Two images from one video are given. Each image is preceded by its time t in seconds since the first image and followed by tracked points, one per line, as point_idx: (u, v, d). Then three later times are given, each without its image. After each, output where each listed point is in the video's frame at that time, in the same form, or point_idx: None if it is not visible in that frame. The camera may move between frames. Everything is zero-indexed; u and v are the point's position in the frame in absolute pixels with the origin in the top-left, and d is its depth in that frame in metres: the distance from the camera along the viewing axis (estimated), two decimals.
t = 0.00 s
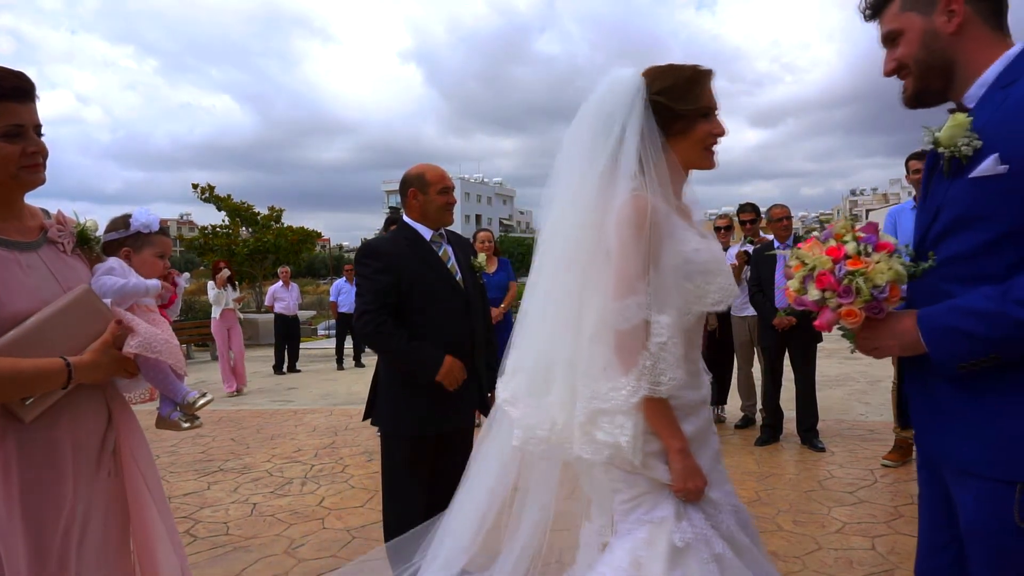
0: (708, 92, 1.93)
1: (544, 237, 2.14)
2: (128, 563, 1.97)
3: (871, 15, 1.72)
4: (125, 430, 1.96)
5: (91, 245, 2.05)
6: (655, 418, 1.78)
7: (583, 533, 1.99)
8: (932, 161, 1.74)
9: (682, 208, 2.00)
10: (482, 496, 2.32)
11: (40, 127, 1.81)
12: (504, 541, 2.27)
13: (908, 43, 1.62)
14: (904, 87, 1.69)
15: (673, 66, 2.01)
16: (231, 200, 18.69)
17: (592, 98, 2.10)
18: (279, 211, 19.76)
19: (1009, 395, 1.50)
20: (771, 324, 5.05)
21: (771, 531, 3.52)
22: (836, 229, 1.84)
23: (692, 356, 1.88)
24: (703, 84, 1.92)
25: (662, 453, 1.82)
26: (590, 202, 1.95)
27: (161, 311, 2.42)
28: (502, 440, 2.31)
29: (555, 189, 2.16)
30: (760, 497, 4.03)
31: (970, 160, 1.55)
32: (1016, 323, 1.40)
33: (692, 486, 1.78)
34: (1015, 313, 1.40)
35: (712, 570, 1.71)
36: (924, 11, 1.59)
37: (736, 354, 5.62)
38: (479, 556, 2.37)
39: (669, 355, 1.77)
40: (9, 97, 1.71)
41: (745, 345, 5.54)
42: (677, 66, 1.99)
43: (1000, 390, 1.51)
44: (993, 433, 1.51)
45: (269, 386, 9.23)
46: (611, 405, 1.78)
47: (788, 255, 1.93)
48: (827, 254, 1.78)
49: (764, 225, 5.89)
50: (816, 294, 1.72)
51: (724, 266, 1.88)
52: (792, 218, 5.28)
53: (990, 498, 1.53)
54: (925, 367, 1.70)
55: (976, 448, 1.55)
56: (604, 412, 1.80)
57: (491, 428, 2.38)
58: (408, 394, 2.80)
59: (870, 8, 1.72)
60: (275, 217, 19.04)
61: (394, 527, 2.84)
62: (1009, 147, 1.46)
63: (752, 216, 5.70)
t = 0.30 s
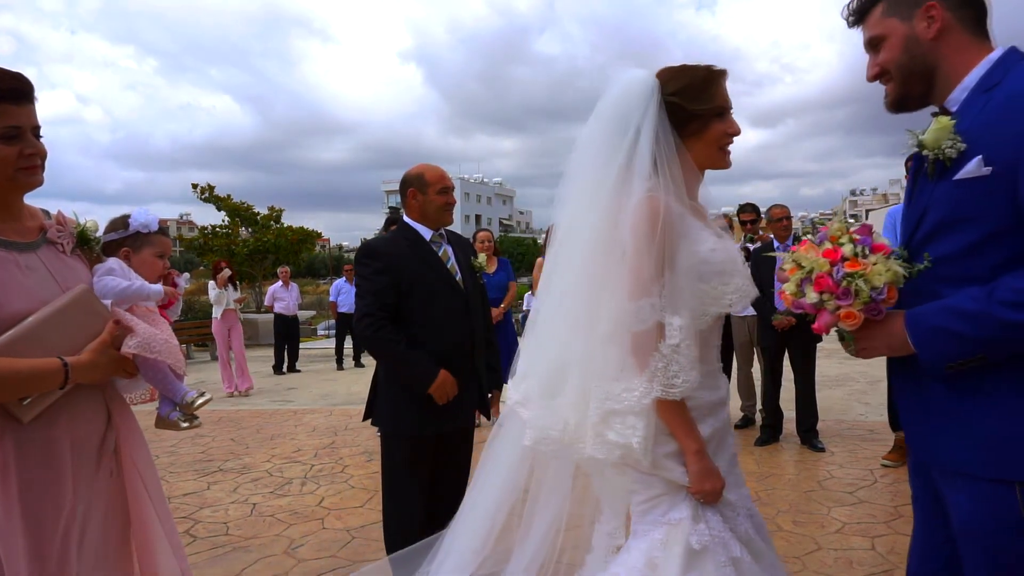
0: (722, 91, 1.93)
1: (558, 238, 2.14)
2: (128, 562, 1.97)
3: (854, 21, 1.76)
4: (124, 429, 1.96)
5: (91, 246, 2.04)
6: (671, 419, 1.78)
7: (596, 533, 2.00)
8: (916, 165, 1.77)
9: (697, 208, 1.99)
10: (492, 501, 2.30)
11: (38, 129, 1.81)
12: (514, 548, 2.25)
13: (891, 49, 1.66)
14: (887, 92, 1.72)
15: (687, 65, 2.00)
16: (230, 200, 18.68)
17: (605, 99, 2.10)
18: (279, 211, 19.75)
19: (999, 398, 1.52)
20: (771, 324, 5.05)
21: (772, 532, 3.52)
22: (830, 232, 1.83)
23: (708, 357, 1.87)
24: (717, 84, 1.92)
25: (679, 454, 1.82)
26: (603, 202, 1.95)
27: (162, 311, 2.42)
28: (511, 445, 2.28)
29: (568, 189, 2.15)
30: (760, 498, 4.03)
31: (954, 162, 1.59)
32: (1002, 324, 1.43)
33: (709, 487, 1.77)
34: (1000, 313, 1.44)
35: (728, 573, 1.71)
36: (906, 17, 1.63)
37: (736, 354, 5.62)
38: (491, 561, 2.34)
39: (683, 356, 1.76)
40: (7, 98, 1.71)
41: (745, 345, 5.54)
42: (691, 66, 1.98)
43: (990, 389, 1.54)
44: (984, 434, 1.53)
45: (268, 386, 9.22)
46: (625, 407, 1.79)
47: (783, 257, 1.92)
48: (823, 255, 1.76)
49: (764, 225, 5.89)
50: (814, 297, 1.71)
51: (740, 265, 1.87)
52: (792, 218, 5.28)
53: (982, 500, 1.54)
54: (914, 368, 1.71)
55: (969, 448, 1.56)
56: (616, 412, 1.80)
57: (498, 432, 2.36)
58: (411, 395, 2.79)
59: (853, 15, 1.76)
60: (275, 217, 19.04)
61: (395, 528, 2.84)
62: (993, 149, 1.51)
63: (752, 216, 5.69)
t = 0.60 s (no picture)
0: (735, 89, 1.92)
1: (568, 238, 2.13)
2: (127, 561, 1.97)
3: (835, 31, 1.80)
4: (123, 428, 1.96)
5: (92, 246, 2.04)
6: (687, 418, 1.78)
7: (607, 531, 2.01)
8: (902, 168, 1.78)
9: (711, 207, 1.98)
10: (501, 500, 2.29)
11: (34, 131, 1.80)
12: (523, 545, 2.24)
13: (871, 58, 1.70)
14: (870, 100, 1.77)
15: (697, 64, 1.99)
16: (230, 200, 18.66)
17: (616, 98, 2.08)
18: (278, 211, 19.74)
19: (991, 397, 1.53)
20: (770, 324, 5.05)
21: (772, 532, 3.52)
22: (826, 236, 1.81)
23: (723, 356, 1.86)
24: (730, 80, 1.91)
25: (696, 453, 1.82)
26: (615, 202, 1.94)
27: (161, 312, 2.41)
28: (523, 440, 2.26)
29: (578, 189, 2.14)
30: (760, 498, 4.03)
31: (941, 165, 1.60)
32: (993, 325, 1.46)
33: (729, 485, 1.78)
34: (992, 314, 1.46)
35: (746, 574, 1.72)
36: (884, 27, 1.67)
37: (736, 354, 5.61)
38: (501, 561, 2.31)
39: (699, 356, 1.76)
40: (4, 100, 1.71)
41: (744, 345, 5.54)
42: (701, 65, 1.97)
43: (982, 388, 1.55)
44: (981, 433, 1.53)
45: (268, 386, 9.22)
46: (639, 407, 1.79)
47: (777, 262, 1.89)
48: (822, 260, 1.74)
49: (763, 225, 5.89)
50: (817, 303, 1.70)
51: (756, 264, 1.86)
52: (792, 218, 5.28)
53: (975, 500, 1.55)
54: (906, 368, 1.72)
55: (961, 447, 1.57)
56: (629, 412, 1.80)
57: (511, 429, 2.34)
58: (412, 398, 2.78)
59: (835, 25, 1.81)
60: (275, 217, 19.04)
61: (395, 526, 2.84)
62: (978, 152, 1.53)
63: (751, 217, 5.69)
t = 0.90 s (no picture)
0: (745, 85, 1.90)
1: (578, 238, 2.12)
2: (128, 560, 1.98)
3: (817, 41, 1.86)
4: (122, 427, 1.97)
5: (92, 247, 2.05)
6: (703, 417, 1.79)
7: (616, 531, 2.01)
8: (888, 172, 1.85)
9: (720, 206, 1.97)
10: (510, 499, 2.28)
11: (29, 134, 1.80)
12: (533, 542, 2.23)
13: (854, 66, 1.75)
14: (854, 107, 1.82)
15: (705, 64, 1.99)
16: (230, 200, 18.65)
17: (626, 97, 2.06)
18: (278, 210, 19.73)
19: (992, 396, 1.59)
20: (770, 324, 5.05)
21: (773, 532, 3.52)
22: (824, 243, 1.82)
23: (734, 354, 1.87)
24: (740, 76, 1.89)
25: (713, 451, 1.82)
26: (625, 203, 1.94)
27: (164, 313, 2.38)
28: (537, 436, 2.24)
29: (587, 189, 2.13)
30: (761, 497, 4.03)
31: (928, 167, 1.66)
32: (991, 324, 1.49)
33: (747, 483, 1.78)
34: (990, 313, 1.49)
35: None
36: (865, 35, 1.73)
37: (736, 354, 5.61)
38: (507, 560, 2.30)
39: (712, 358, 1.77)
40: None
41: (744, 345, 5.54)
42: (709, 64, 1.97)
43: (979, 387, 1.61)
44: (982, 432, 1.59)
45: (269, 386, 9.22)
46: (650, 408, 1.79)
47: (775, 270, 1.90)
48: (824, 267, 1.75)
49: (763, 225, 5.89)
50: (823, 309, 1.70)
51: (764, 264, 1.86)
52: (792, 218, 5.28)
53: (968, 496, 1.62)
54: (901, 368, 1.78)
55: (958, 447, 1.63)
56: (643, 413, 1.80)
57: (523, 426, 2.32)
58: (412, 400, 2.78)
59: (818, 35, 1.86)
60: (275, 217, 19.04)
61: (394, 525, 2.84)
62: (965, 154, 1.59)
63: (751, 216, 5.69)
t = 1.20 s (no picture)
0: (753, 82, 1.89)
1: (587, 238, 2.12)
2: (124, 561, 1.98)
3: (803, 48, 1.93)
4: (120, 426, 1.97)
5: (94, 247, 2.04)
6: (715, 416, 1.78)
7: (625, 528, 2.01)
8: (878, 174, 1.88)
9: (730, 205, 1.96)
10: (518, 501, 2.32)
11: (25, 138, 1.78)
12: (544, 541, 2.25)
13: (840, 71, 1.82)
14: (841, 112, 1.88)
15: (712, 61, 1.97)
16: (231, 199, 18.65)
17: (633, 97, 2.05)
18: (279, 210, 19.74)
19: (993, 394, 1.59)
20: (771, 323, 5.04)
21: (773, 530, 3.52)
22: (826, 248, 1.81)
23: (743, 352, 1.87)
24: (747, 74, 1.88)
25: (726, 447, 1.81)
26: (634, 202, 1.93)
27: (167, 315, 2.36)
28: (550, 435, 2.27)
29: (596, 189, 2.12)
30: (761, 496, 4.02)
31: (920, 168, 1.69)
32: (991, 322, 1.50)
33: (760, 479, 1.76)
34: (990, 310, 1.50)
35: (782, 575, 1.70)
36: (850, 42, 1.79)
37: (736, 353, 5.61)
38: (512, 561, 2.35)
39: (723, 357, 1.74)
40: None
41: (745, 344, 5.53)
42: (716, 61, 1.95)
43: (984, 382, 1.61)
44: (983, 433, 1.58)
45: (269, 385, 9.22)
46: (658, 408, 1.78)
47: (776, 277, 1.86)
48: (828, 273, 1.73)
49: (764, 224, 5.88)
50: (829, 316, 1.68)
51: (769, 263, 1.85)
52: (793, 217, 5.26)
53: (969, 495, 1.61)
54: (900, 369, 1.78)
55: (958, 445, 1.63)
56: (655, 415, 1.79)
57: (534, 427, 2.35)
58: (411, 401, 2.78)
59: (803, 42, 1.93)
60: (275, 216, 19.04)
61: (394, 523, 2.84)
62: (955, 154, 1.62)
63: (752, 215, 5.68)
